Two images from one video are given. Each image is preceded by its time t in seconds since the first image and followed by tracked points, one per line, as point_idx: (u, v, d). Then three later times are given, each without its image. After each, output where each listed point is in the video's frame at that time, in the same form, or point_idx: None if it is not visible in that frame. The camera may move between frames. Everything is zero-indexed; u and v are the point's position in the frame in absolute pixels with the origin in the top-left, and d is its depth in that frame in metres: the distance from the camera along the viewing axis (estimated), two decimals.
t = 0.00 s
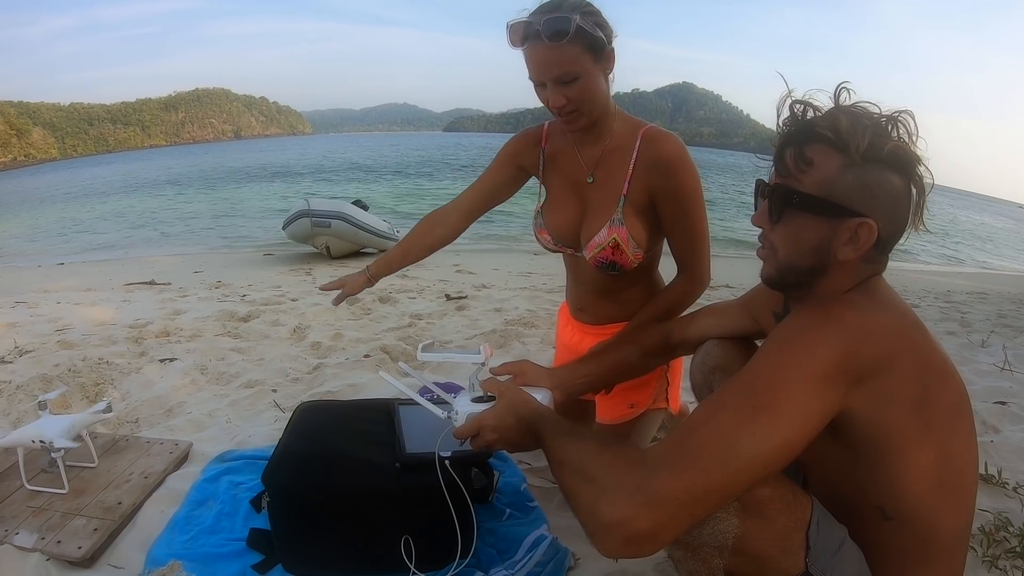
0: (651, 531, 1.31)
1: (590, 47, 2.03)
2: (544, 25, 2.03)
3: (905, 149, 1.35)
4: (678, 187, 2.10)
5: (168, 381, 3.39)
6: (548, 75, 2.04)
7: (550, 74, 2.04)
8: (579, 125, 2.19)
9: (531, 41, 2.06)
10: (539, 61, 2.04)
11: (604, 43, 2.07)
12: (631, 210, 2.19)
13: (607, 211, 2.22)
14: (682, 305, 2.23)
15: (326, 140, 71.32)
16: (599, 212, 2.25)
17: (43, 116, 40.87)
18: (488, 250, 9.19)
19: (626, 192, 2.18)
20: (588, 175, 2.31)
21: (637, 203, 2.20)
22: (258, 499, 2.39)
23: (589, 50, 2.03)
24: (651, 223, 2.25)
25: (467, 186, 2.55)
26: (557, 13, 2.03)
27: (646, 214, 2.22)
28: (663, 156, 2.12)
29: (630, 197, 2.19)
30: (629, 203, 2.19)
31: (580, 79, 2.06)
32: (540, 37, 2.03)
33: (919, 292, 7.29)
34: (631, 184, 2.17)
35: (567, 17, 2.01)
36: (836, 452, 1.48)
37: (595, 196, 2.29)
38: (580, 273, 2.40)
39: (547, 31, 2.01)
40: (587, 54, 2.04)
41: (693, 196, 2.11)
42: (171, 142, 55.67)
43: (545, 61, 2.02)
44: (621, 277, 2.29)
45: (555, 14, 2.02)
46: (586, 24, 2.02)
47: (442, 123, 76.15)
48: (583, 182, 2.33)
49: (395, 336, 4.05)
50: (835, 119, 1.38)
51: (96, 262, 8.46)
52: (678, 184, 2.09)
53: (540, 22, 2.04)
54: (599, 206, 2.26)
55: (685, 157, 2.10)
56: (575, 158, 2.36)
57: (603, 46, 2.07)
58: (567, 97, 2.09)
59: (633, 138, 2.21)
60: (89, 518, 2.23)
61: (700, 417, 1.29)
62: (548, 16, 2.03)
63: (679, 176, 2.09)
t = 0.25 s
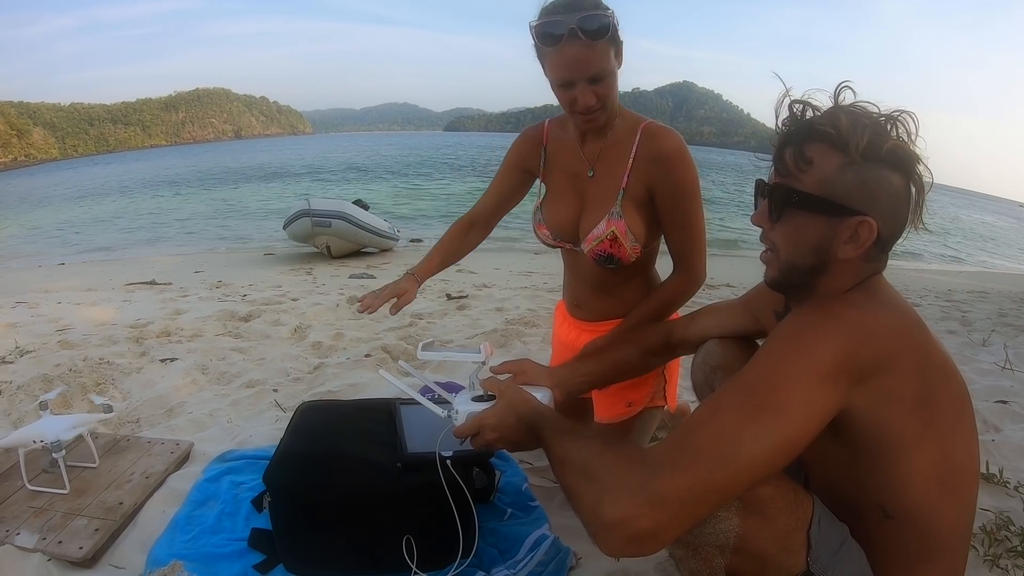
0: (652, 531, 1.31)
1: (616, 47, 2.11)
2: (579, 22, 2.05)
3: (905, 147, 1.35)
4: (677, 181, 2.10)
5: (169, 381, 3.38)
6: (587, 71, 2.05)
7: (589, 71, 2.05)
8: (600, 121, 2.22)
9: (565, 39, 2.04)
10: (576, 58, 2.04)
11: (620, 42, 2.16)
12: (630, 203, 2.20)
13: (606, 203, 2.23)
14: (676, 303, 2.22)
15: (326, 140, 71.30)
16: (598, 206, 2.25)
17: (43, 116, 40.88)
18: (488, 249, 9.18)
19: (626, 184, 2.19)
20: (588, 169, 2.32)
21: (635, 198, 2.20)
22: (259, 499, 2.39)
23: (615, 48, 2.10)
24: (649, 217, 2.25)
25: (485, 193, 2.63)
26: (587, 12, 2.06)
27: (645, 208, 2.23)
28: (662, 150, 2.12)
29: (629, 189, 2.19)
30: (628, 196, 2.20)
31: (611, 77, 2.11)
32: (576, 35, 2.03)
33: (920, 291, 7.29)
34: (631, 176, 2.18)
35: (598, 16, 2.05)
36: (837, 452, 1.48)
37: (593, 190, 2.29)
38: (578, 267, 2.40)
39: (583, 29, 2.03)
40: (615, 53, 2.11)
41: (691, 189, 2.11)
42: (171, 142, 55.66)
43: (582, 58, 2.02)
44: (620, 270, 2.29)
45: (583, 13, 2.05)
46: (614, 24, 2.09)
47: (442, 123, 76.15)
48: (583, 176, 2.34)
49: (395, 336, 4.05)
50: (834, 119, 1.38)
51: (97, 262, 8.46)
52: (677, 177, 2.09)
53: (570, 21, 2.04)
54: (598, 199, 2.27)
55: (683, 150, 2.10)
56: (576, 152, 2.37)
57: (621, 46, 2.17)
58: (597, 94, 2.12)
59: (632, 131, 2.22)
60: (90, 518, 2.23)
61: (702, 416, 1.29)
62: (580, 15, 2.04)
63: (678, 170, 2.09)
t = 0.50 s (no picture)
0: (656, 529, 1.31)
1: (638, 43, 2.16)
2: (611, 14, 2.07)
3: (896, 141, 1.34)
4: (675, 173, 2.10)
5: (170, 380, 3.38)
6: (621, 62, 2.09)
7: (623, 62, 2.09)
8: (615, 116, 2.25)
9: (603, 27, 2.06)
10: (610, 48, 2.06)
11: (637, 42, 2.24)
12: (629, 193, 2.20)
13: (605, 194, 2.24)
14: (669, 301, 2.19)
15: (326, 139, 71.28)
16: (597, 198, 2.27)
17: (44, 116, 40.89)
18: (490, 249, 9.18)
19: (626, 176, 2.19)
20: (590, 162, 2.34)
21: (632, 191, 2.20)
22: (261, 499, 2.39)
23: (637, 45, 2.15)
24: (649, 211, 2.25)
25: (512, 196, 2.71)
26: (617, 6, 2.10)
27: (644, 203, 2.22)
28: (662, 141, 2.12)
29: (629, 180, 2.19)
30: (628, 187, 2.20)
31: (632, 72, 2.16)
32: (614, 24, 2.06)
33: (921, 290, 7.28)
34: (631, 167, 2.18)
35: (627, 11, 2.09)
36: (840, 449, 1.48)
37: (594, 181, 2.31)
38: (577, 262, 2.41)
39: (614, 22, 2.06)
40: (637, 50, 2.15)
41: (689, 183, 2.11)
42: (172, 142, 55.66)
43: (619, 49, 2.06)
44: (619, 263, 2.28)
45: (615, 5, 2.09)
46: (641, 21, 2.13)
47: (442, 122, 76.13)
48: (584, 168, 2.37)
49: (397, 335, 4.05)
50: (823, 119, 1.38)
51: (98, 262, 8.46)
52: (676, 168, 2.10)
53: (606, 10, 2.07)
54: (597, 191, 2.28)
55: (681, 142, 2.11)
56: (582, 144, 2.39)
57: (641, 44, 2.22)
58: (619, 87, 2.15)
59: (634, 123, 2.23)
60: (92, 517, 2.23)
61: (705, 415, 1.29)
62: (611, 7, 2.08)
63: (676, 162, 2.10)
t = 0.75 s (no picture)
0: (655, 527, 1.31)
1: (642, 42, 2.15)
2: (613, 13, 2.07)
3: (892, 140, 1.34)
4: (674, 169, 2.10)
5: (172, 380, 3.39)
6: (623, 60, 2.09)
7: (625, 60, 2.09)
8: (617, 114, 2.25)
9: (606, 25, 2.06)
10: (613, 47, 2.07)
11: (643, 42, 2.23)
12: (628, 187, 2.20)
13: (604, 188, 2.25)
14: (674, 291, 2.19)
15: (327, 139, 71.29)
16: (595, 191, 2.28)
17: (45, 115, 40.93)
18: (491, 249, 9.17)
19: (625, 170, 2.19)
20: (591, 157, 2.35)
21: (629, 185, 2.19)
22: (263, 498, 2.39)
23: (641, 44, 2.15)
24: (648, 208, 2.24)
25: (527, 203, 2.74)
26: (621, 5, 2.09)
27: (643, 199, 2.22)
28: (663, 138, 2.12)
29: (628, 174, 2.19)
30: (627, 181, 2.19)
31: (634, 71, 2.15)
32: (617, 23, 2.07)
33: (922, 290, 7.28)
34: (630, 163, 2.18)
35: (631, 10, 2.09)
36: (839, 449, 1.48)
37: (593, 176, 2.31)
38: (575, 257, 2.41)
39: (617, 21, 2.07)
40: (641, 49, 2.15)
41: (688, 181, 2.11)
42: (173, 141, 55.68)
43: (621, 47, 2.06)
44: (615, 257, 2.29)
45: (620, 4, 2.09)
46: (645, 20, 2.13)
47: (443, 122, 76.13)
48: (584, 163, 2.37)
49: (398, 335, 4.05)
50: (817, 120, 1.38)
51: (100, 262, 8.47)
52: (676, 165, 2.10)
53: (610, 9, 2.07)
54: (596, 186, 2.29)
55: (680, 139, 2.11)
56: (585, 139, 2.39)
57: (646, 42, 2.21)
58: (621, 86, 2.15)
59: (635, 121, 2.23)
60: (93, 516, 2.23)
61: (703, 414, 1.29)
62: (614, 6, 2.08)
63: (675, 159, 2.10)
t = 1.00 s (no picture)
0: (655, 526, 1.31)
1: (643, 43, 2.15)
2: (614, 14, 2.07)
3: (892, 141, 1.34)
4: (674, 169, 2.10)
5: (173, 379, 3.39)
6: (624, 60, 2.09)
7: (626, 61, 2.09)
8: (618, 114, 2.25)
9: (607, 26, 2.07)
10: (613, 47, 2.07)
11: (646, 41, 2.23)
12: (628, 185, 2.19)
13: (604, 185, 2.25)
14: (676, 288, 2.18)
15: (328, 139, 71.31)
16: (595, 190, 2.28)
17: (47, 115, 40.97)
18: (492, 249, 9.17)
19: (624, 169, 2.19)
20: (592, 156, 2.35)
21: (629, 184, 2.19)
22: (264, 498, 2.39)
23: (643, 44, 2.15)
24: (648, 208, 2.24)
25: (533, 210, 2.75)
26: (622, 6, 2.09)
27: (644, 198, 2.22)
28: (662, 137, 2.12)
29: (628, 172, 2.19)
30: (626, 180, 2.19)
31: (636, 71, 2.15)
32: (619, 24, 2.07)
33: (924, 291, 7.28)
34: (630, 162, 2.18)
35: (633, 11, 2.09)
36: (839, 448, 1.48)
37: (594, 174, 2.32)
38: (575, 256, 2.42)
39: (618, 22, 2.07)
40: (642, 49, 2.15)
41: (688, 180, 2.10)
42: (174, 141, 55.71)
43: (622, 48, 2.07)
44: (615, 255, 2.29)
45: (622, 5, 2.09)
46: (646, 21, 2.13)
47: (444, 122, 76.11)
48: (586, 162, 2.38)
49: (399, 335, 4.06)
50: (817, 122, 1.38)
51: (101, 261, 8.47)
52: (675, 164, 2.09)
53: (612, 10, 2.07)
54: (596, 184, 2.29)
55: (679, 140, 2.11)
56: (587, 138, 2.40)
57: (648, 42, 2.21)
58: (622, 86, 2.16)
59: (636, 121, 2.22)
60: (95, 516, 2.24)
61: (703, 413, 1.29)
62: (616, 7, 2.08)
63: (674, 158, 2.09)
